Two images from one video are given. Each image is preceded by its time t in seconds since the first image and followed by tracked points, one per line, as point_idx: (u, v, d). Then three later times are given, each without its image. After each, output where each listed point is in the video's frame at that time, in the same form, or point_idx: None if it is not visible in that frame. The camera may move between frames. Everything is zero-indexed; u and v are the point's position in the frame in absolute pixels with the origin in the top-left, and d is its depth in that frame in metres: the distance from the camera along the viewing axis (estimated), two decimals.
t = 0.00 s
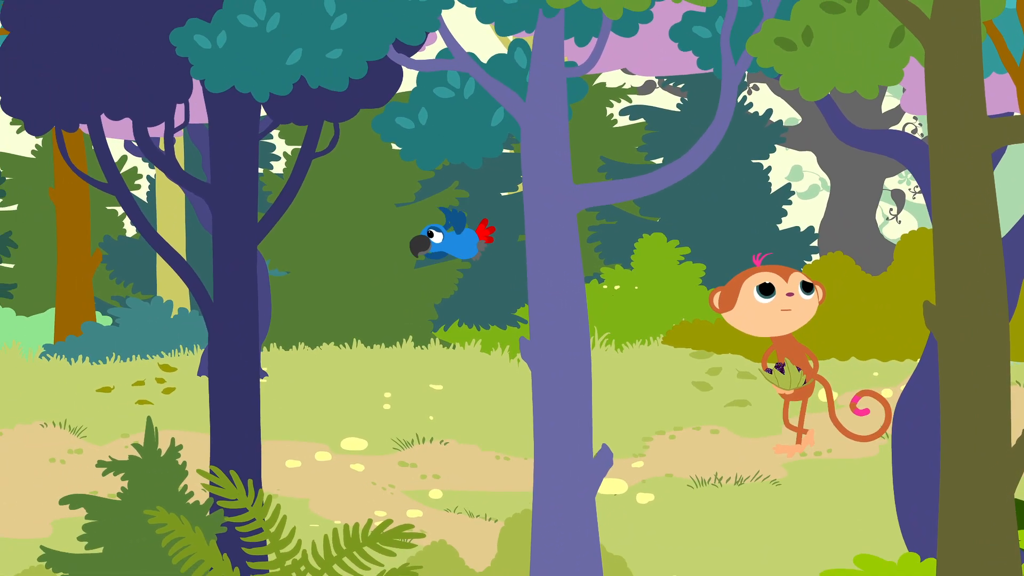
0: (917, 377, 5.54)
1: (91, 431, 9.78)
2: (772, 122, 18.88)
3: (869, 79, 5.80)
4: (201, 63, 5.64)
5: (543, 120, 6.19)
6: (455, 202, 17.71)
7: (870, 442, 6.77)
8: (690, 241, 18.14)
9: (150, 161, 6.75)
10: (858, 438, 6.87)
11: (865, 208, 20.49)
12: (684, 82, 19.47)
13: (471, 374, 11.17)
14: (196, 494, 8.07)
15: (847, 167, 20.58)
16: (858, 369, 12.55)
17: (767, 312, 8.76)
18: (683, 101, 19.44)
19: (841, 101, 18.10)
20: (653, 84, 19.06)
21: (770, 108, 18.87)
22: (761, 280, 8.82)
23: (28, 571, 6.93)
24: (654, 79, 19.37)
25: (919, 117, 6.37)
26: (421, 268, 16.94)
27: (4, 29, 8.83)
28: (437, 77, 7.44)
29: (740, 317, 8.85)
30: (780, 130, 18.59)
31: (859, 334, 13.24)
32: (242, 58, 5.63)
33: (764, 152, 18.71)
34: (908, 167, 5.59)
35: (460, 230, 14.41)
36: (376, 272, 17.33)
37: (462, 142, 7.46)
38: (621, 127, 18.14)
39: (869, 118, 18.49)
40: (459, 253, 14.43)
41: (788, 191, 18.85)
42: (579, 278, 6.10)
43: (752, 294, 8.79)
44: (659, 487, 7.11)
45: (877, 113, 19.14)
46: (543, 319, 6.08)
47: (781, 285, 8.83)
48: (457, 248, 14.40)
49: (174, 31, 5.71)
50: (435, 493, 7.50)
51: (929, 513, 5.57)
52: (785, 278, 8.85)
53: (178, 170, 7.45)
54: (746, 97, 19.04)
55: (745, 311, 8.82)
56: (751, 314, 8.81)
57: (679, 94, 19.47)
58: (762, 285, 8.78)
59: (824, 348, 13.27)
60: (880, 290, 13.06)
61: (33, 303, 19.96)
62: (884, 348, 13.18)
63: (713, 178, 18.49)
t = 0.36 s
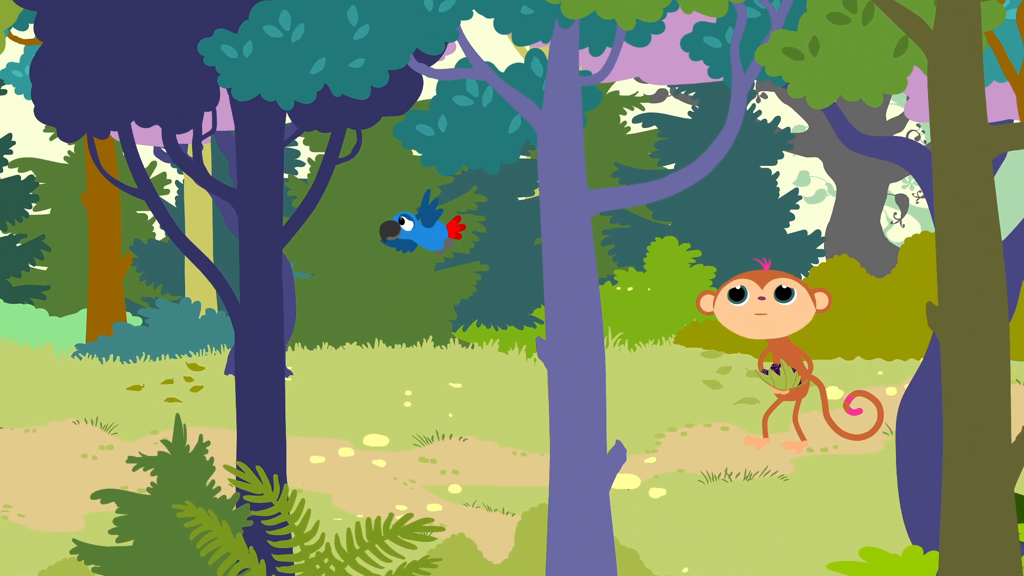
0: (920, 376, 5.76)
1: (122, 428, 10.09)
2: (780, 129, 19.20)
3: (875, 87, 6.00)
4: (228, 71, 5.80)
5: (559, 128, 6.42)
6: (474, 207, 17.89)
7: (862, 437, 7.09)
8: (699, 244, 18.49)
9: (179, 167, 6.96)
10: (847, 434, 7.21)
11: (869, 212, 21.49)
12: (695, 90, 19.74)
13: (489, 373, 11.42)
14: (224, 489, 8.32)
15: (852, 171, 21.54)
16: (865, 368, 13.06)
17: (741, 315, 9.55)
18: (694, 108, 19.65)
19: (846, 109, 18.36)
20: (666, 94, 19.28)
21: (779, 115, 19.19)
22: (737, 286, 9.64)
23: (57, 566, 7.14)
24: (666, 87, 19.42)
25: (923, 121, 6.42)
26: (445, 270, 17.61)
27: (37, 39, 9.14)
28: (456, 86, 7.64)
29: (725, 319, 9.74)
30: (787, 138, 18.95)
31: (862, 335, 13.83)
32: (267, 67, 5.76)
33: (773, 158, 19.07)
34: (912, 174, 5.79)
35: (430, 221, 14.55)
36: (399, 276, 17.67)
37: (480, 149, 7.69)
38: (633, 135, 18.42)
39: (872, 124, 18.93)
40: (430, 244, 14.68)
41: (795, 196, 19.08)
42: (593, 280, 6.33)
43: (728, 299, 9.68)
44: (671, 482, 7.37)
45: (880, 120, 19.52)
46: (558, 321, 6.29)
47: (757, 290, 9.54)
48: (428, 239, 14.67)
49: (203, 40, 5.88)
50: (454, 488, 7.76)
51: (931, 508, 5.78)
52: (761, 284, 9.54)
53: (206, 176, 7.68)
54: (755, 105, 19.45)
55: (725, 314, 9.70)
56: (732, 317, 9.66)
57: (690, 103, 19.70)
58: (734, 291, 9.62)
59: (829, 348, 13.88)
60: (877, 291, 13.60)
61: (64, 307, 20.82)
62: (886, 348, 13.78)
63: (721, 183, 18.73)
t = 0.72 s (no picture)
0: (920, 375, 5.94)
1: (144, 425, 10.35)
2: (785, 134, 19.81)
3: (879, 94, 6.20)
4: (247, 78, 5.84)
5: (571, 133, 6.60)
6: (487, 211, 18.10)
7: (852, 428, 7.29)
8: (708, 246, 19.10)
9: (201, 171, 7.05)
10: (839, 425, 7.51)
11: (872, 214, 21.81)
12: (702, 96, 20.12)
13: (502, 372, 11.62)
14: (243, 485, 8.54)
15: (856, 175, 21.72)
16: (869, 366, 13.52)
17: (728, 315, 9.12)
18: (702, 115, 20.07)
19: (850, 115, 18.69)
20: (674, 100, 19.61)
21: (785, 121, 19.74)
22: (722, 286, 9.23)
23: (80, 561, 7.34)
24: (674, 94, 19.73)
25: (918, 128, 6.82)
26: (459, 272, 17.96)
27: (60, 46, 9.36)
28: (470, 93, 7.90)
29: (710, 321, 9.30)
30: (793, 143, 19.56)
31: (865, 335, 14.09)
32: (285, 76, 5.79)
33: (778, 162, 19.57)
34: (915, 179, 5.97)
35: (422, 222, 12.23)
36: (415, 277, 17.78)
37: (494, 154, 7.90)
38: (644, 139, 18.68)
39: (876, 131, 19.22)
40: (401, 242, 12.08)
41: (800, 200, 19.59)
42: (603, 282, 6.49)
43: (714, 300, 9.23)
44: (679, 478, 7.59)
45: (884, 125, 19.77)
46: (570, 322, 6.48)
47: (743, 291, 9.17)
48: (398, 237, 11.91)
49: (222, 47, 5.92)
50: (468, 484, 7.96)
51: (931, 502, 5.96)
52: (748, 284, 9.19)
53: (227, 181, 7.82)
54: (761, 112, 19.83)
55: (711, 316, 9.25)
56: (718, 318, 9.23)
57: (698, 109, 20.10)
58: (720, 292, 9.19)
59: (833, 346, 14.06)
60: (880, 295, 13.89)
61: (88, 307, 21.75)
62: (889, 347, 14.07)
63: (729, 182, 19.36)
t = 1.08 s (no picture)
0: (920, 374, 6.19)
1: (170, 422, 10.68)
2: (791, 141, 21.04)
3: (881, 101, 6.41)
4: (270, 87, 5.85)
5: (582, 139, 6.82)
6: (503, 214, 18.55)
7: (844, 425, 7.77)
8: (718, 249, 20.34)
9: (223, 176, 7.19)
10: (832, 421, 7.87)
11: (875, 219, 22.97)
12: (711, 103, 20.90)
13: (516, 371, 11.87)
14: (267, 479, 8.83)
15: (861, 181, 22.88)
16: (871, 365, 14.35)
17: (721, 324, 9.46)
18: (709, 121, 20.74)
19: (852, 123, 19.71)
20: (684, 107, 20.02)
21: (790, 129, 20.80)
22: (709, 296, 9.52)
23: (108, 553, 7.57)
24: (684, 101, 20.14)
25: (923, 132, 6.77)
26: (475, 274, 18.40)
27: (88, 55, 9.67)
28: (486, 100, 8.16)
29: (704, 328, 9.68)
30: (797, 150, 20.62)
31: (868, 335, 15.05)
32: (308, 85, 5.83)
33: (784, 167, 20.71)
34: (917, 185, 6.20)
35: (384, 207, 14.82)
36: (432, 278, 18.16)
37: (510, 160, 8.18)
38: (654, 145, 19.31)
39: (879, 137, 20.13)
40: (380, 227, 14.95)
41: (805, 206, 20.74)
42: (614, 283, 6.70)
43: (705, 310, 9.53)
44: (688, 474, 7.87)
45: (886, 132, 20.63)
46: (582, 323, 6.70)
47: (730, 297, 9.48)
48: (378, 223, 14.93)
49: (246, 56, 5.93)
50: (484, 479, 8.23)
51: (933, 496, 6.19)
52: (733, 290, 9.48)
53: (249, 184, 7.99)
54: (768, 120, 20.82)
55: (703, 325, 9.58)
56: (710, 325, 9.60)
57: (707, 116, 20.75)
58: (709, 302, 9.52)
59: (840, 346, 15.07)
60: (878, 298, 14.81)
61: (117, 307, 22.28)
62: (892, 346, 15.10)
63: (739, 185, 20.83)
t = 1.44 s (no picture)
0: (922, 372, 6.35)
1: (189, 420, 10.95)
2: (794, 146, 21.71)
3: (881, 107, 6.60)
4: (287, 92, 6.08)
5: (592, 143, 6.97)
6: (513, 217, 18.90)
7: (836, 428, 8.28)
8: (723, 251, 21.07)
9: (241, 179, 7.35)
10: (825, 424, 8.31)
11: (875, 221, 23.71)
12: (716, 110, 21.60)
13: (526, 369, 12.08)
14: (283, 475, 9.06)
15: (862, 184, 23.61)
16: (870, 364, 14.61)
17: (709, 336, 9.88)
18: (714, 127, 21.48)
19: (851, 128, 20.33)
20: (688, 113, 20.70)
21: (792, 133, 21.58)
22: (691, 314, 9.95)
23: (129, 548, 7.80)
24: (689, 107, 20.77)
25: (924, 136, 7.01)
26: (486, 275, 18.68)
27: (109, 62, 9.91)
28: (496, 106, 8.31)
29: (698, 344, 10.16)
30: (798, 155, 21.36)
31: (868, 336, 15.37)
32: (323, 91, 6.04)
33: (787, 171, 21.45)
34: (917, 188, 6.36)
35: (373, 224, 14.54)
36: (445, 278, 18.39)
37: (520, 164, 8.36)
38: (660, 150, 19.94)
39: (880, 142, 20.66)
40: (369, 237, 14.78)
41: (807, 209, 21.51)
42: (622, 284, 6.88)
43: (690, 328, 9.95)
44: (695, 470, 8.09)
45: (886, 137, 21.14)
46: (591, 322, 6.86)
47: (709, 310, 9.87)
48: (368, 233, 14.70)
49: (263, 63, 6.13)
50: (495, 475, 8.44)
51: (933, 491, 6.36)
52: (712, 302, 9.87)
53: (265, 188, 8.14)
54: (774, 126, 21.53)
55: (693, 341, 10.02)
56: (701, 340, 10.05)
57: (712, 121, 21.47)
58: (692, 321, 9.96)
59: (841, 345, 15.38)
60: (879, 299, 15.20)
61: (137, 307, 22.64)
62: (892, 346, 15.41)
63: (745, 185, 21.39)
